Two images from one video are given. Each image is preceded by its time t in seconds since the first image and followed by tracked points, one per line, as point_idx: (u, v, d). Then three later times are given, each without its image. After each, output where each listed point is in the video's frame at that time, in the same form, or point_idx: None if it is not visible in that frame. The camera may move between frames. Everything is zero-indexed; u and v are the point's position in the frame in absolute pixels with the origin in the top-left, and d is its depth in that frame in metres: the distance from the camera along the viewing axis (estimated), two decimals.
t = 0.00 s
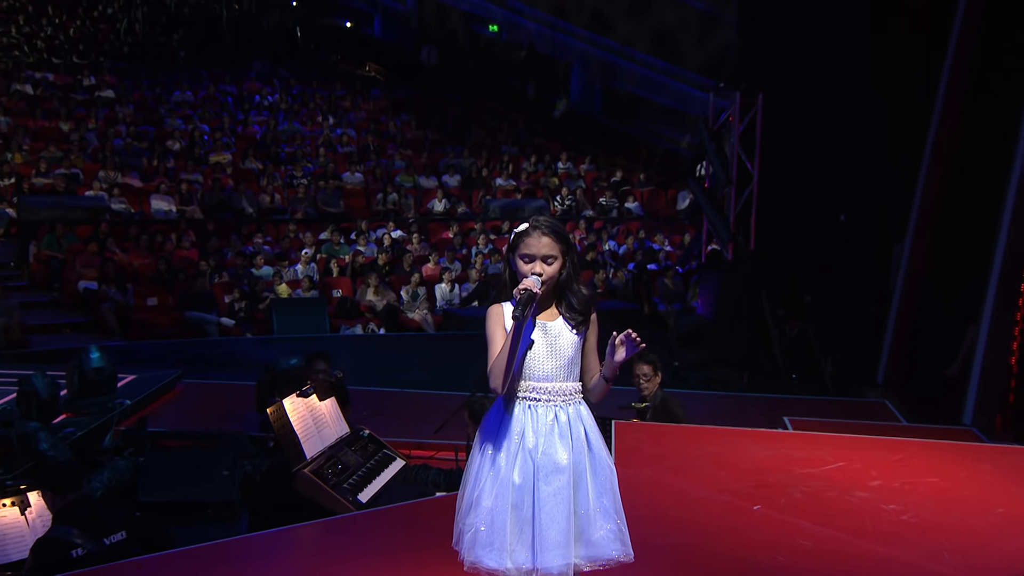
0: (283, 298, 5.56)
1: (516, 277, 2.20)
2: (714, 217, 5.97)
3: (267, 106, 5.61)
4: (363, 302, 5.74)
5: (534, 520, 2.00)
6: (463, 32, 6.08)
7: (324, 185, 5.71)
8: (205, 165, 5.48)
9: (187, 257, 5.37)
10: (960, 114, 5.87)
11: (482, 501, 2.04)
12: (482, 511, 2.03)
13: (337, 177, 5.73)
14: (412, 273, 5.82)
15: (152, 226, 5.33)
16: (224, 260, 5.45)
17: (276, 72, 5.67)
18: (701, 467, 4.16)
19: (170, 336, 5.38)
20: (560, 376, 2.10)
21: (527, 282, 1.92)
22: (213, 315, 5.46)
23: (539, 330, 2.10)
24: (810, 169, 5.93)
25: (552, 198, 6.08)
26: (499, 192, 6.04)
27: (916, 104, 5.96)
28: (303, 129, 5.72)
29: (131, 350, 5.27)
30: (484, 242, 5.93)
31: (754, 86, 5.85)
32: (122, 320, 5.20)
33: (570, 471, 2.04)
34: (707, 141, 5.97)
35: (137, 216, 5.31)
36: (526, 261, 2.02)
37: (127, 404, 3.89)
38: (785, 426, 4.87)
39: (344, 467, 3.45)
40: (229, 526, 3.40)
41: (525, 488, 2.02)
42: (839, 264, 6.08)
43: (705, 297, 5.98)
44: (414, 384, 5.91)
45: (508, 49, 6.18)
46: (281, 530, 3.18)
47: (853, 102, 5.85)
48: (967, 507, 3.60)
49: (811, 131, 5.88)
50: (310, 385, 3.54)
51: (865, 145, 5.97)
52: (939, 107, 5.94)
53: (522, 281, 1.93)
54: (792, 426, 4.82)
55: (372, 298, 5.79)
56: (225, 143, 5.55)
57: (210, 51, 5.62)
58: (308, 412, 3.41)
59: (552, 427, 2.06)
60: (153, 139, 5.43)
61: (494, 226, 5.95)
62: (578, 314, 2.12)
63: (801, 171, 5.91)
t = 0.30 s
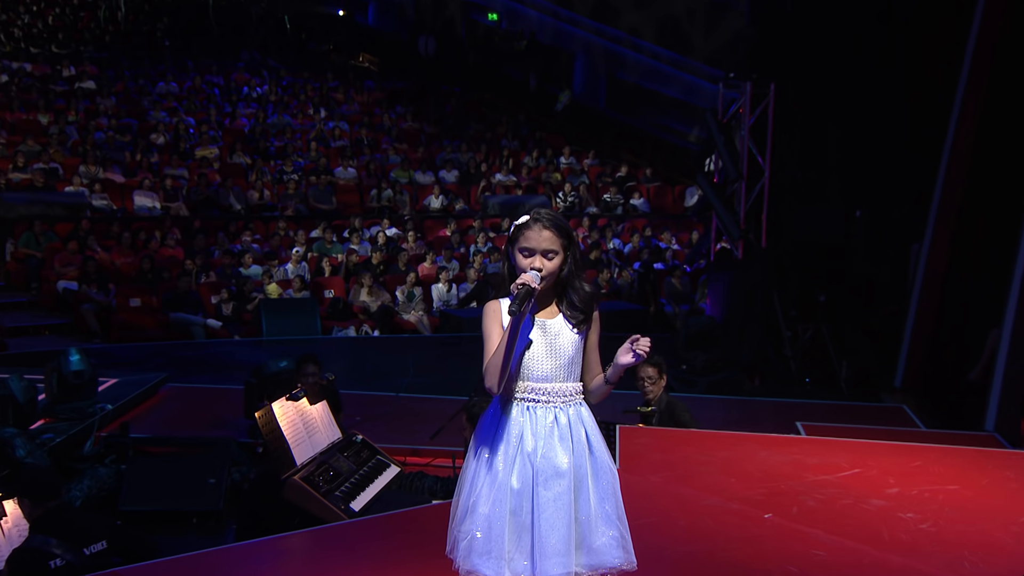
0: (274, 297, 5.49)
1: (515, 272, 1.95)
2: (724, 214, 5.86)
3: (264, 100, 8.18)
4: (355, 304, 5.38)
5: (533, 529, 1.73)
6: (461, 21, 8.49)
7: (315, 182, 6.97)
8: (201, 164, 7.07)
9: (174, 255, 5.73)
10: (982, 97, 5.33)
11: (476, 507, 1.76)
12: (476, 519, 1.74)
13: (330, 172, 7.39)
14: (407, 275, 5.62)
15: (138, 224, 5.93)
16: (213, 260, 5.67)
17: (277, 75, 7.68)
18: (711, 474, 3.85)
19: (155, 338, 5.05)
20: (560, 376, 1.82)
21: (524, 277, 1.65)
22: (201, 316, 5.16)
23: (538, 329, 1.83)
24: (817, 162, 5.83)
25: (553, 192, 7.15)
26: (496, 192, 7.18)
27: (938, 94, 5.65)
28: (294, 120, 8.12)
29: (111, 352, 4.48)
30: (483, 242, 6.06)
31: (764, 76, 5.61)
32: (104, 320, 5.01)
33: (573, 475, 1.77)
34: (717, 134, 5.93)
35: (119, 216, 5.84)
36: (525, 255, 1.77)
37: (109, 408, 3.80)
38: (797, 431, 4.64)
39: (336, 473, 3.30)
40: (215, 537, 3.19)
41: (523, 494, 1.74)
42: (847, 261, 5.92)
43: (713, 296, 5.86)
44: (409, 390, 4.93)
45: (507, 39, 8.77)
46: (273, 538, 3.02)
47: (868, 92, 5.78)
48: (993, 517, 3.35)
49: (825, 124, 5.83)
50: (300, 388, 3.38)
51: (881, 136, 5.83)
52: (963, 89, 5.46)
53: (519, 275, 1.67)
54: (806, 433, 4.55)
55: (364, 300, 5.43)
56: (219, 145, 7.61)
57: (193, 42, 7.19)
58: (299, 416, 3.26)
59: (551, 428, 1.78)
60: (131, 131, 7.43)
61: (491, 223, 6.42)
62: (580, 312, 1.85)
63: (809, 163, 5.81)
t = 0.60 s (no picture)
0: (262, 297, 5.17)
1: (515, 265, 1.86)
2: (734, 208, 5.57)
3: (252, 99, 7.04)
4: (349, 305, 5.23)
5: (531, 533, 1.62)
6: None
7: (307, 176, 6.23)
8: (188, 157, 6.49)
9: (158, 252, 5.25)
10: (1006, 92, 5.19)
11: (472, 511, 1.65)
12: (472, 522, 1.64)
13: (322, 167, 6.33)
14: (403, 273, 5.43)
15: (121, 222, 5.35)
16: (199, 259, 5.27)
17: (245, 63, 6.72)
18: (721, 480, 3.67)
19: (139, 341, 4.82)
20: (563, 374, 1.71)
21: (524, 273, 1.57)
22: (188, 317, 4.97)
23: (539, 325, 1.73)
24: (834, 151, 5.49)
25: (556, 187, 6.60)
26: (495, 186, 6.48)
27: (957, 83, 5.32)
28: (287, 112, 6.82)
29: (94, 356, 4.33)
30: (482, 239, 5.76)
31: (777, 66, 5.38)
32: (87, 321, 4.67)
33: (574, 477, 1.66)
34: (728, 127, 5.65)
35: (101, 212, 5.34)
36: (525, 249, 1.66)
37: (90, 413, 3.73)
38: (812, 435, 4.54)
39: (328, 480, 3.16)
40: (202, 547, 3.03)
41: (522, 497, 1.64)
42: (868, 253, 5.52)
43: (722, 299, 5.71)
44: (404, 394, 4.91)
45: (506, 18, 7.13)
46: (263, 546, 2.88)
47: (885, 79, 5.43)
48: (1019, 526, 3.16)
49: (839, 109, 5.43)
50: (291, 389, 3.23)
51: (901, 128, 5.50)
52: (983, 81, 5.30)
53: (519, 271, 1.58)
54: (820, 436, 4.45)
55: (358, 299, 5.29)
56: (207, 137, 7.02)
57: (180, 37, 6.41)
58: (289, 419, 3.12)
59: (551, 428, 1.67)
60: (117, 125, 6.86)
61: (491, 220, 6.10)
62: (584, 307, 1.76)
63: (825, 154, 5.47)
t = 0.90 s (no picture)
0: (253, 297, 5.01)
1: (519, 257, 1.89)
2: (746, 204, 5.44)
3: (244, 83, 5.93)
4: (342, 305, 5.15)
5: (534, 537, 1.63)
6: None
7: (298, 171, 5.70)
8: (173, 150, 5.60)
9: (142, 250, 5.06)
10: None
11: (474, 514, 1.66)
12: (475, 527, 1.64)
13: (314, 161, 5.75)
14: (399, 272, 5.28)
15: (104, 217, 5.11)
16: (185, 257, 5.08)
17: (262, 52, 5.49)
18: (732, 488, 3.49)
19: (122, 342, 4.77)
20: (567, 371, 1.73)
21: (529, 268, 1.60)
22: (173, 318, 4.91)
23: (544, 320, 1.74)
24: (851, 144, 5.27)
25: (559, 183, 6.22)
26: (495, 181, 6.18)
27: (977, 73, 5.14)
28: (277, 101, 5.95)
29: (75, 357, 4.57)
30: (480, 236, 5.51)
31: (790, 53, 5.28)
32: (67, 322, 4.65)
33: (577, 480, 1.67)
34: (739, 118, 5.53)
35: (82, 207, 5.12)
36: (533, 241, 1.71)
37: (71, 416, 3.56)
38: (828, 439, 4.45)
39: (320, 488, 3.02)
40: (191, 556, 2.89)
41: (524, 499, 1.65)
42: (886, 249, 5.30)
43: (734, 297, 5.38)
44: (401, 397, 5.05)
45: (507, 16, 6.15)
46: (252, 556, 2.74)
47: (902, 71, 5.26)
48: None
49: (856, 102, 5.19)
50: (282, 391, 3.11)
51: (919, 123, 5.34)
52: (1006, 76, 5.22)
53: (524, 266, 1.61)
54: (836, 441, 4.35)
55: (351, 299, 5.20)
56: (194, 130, 5.86)
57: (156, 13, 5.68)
58: (279, 424, 2.98)
59: (555, 427, 1.68)
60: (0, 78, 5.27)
61: (492, 216, 5.79)
62: (589, 304, 1.78)
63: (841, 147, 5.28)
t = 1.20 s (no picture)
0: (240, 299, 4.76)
1: (522, 253, 1.74)
2: (758, 200, 5.10)
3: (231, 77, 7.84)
4: (334, 307, 4.77)
5: (537, 549, 1.49)
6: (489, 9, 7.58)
7: (288, 166, 5.99)
8: (157, 145, 6.26)
9: (127, 249, 4.92)
10: None
11: (472, 524, 1.51)
12: (472, 538, 1.49)
13: (307, 155, 6.36)
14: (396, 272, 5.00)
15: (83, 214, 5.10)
16: (170, 257, 4.93)
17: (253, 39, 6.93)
18: (744, 496, 3.25)
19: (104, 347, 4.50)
20: (573, 375, 1.60)
21: (533, 265, 1.47)
22: (156, 319, 4.60)
23: (548, 321, 1.61)
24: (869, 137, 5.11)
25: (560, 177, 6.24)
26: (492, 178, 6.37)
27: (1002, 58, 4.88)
28: (264, 96, 7.19)
29: (54, 361, 4.17)
30: (479, 235, 5.41)
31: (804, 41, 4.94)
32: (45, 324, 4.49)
33: (584, 489, 1.53)
34: (751, 110, 5.17)
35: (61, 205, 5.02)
36: (536, 238, 1.58)
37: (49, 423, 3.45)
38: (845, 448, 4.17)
39: (312, 496, 2.88)
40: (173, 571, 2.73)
41: (526, 509, 1.50)
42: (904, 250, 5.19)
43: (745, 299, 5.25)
44: (397, 404, 4.35)
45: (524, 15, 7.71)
46: (242, 569, 2.61)
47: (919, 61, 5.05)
48: None
49: (876, 93, 5.09)
50: (271, 396, 2.93)
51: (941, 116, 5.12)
52: None
53: (527, 263, 1.48)
54: (853, 450, 4.05)
55: (344, 301, 4.84)
56: (179, 124, 6.84)
57: (156, 15, 7.45)
58: (269, 430, 2.85)
59: (560, 433, 1.55)
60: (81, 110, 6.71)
61: (492, 214, 5.75)
62: (596, 304, 1.65)
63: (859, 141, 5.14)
